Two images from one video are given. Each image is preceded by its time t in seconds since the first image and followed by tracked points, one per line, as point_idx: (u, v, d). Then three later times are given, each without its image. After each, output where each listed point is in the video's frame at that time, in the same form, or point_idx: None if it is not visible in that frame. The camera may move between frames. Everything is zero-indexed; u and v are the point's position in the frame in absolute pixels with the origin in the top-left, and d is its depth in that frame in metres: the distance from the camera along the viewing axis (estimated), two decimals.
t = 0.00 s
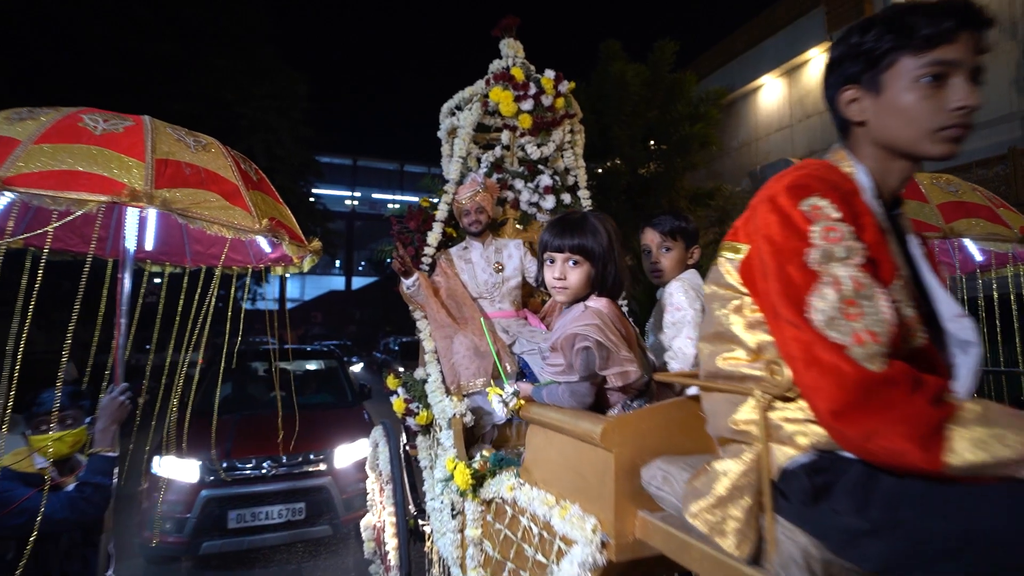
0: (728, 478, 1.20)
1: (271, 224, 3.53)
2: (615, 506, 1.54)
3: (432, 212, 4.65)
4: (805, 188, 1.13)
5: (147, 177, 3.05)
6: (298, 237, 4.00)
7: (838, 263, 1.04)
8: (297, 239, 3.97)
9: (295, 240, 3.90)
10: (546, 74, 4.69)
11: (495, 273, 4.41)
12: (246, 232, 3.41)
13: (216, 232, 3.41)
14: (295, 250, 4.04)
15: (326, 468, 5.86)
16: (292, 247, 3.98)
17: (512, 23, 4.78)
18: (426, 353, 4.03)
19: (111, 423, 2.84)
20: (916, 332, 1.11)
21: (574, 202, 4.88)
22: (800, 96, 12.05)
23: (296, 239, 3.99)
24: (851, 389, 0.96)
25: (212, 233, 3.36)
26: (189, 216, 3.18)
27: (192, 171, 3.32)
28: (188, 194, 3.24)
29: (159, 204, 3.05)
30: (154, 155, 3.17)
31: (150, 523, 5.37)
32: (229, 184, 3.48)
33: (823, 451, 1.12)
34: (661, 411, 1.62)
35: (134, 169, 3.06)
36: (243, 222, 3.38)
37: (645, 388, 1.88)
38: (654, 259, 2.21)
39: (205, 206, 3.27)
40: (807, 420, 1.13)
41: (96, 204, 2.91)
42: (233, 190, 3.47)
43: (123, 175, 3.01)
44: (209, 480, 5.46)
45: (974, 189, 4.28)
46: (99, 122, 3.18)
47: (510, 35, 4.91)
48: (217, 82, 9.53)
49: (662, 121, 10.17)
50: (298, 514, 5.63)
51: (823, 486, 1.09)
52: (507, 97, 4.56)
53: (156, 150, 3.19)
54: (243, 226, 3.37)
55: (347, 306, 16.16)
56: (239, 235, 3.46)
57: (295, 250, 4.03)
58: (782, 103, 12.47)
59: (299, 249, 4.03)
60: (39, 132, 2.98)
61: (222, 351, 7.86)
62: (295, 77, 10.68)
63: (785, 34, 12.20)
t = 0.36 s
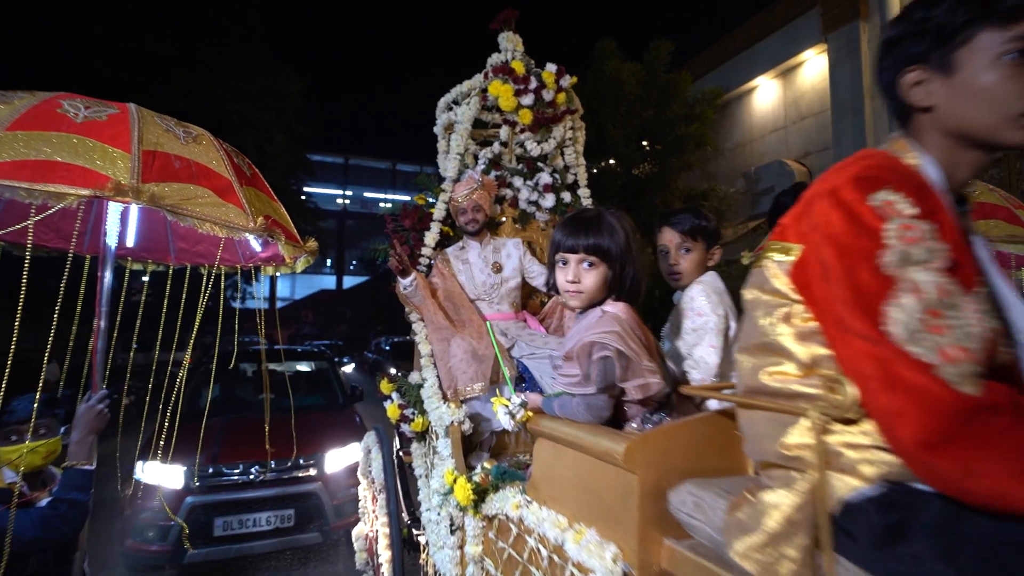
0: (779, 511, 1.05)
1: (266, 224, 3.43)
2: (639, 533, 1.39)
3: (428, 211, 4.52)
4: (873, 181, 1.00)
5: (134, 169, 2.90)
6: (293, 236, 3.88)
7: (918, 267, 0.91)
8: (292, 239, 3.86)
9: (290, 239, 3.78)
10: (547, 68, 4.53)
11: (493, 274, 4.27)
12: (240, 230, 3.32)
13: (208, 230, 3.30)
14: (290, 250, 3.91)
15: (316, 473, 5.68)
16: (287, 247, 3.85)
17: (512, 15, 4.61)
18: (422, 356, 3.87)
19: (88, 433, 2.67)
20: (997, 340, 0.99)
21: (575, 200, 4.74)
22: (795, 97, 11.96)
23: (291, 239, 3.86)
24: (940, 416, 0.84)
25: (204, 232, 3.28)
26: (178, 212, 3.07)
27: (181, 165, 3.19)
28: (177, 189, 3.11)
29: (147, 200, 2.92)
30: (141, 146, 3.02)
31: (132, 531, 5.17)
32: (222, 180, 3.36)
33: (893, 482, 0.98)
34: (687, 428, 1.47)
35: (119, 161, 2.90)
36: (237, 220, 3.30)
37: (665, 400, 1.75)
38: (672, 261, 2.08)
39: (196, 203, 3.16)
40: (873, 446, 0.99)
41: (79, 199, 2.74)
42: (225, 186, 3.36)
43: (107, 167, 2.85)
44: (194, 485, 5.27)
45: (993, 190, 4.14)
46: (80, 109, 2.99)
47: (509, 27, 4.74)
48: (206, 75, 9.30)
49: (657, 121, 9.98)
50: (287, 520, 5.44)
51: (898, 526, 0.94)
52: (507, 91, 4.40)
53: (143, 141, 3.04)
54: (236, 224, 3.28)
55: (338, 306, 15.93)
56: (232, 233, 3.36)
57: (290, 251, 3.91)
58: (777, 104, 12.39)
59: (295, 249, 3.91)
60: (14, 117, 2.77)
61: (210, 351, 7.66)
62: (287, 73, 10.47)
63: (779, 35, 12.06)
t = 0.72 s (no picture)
0: (863, 548, 0.91)
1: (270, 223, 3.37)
2: (680, 563, 1.24)
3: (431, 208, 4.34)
4: (979, 169, 0.93)
5: (131, 163, 2.76)
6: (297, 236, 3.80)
7: None
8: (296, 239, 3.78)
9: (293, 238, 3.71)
10: (555, 60, 4.37)
11: (499, 273, 4.14)
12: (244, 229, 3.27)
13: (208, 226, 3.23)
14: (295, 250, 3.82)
15: (315, 479, 5.52)
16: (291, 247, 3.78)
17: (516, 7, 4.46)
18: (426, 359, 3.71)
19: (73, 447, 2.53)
20: None
21: (582, 198, 4.63)
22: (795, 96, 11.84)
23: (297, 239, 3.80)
24: None
25: (206, 231, 3.22)
26: (179, 210, 2.98)
27: (181, 159, 3.07)
28: (176, 184, 3.00)
29: (145, 195, 2.79)
30: (137, 138, 2.87)
31: (123, 540, 5.00)
32: (223, 174, 3.28)
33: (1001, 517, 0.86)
34: (731, 444, 1.32)
35: (114, 154, 2.75)
36: (241, 219, 3.24)
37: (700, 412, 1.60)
38: (702, 260, 1.94)
39: (196, 199, 3.07)
40: (976, 475, 0.88)
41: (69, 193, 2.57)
42: (227, 181, 3.28)
43: (101, 160, 2.70)
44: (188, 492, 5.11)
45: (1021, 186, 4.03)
46: (70, 95, 2.81)
47: (512, 20, 4.60)
48: (199, 71, 9.07)
49: (657, 119, 9.81)
50: (285, 528, 5.27)
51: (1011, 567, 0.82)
52: (513, 84, 4.26)
53: (139, 132, 2.89)
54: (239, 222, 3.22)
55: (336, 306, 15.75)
56: (234, 231, 3.32)
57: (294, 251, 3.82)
58: (777, 103, 12.27)
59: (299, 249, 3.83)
60: None
61: (204, 353, 7.48)
62: (283, 70, 10.28)
63: (779, 34, 11.94)
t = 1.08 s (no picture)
0: None
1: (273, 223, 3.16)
2: None
3: (428, 205, 4.18)
4: None
5: (122, 155, 2.58)
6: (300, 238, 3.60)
7: None
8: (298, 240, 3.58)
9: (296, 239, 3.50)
10: (558, 52, 4.22)
11: (499, 273, 3.99)
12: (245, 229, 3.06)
13: (205, 226, 3.03)
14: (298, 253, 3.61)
15: (306, 485, 5.35)
16: (293, 249, 3.56)
17: None
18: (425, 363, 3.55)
19: (50, 459, 2.47)
20: None
21: (584, 195, 4.50)
22: (789, 96, 11.76)
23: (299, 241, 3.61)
24: None
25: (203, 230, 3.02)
26: (175, 208, 2.82)
27: (176, 152, 2.87)
28: (170, 178, 2.81)
29: (137, 190, 2.61)
30: (129, 127, 2.67)
31: (105, 550, 4.81)
32: (220, 169, 3.05)
33: None
34: (782, 465, 1.18)
35: (104, 144, 2.57)
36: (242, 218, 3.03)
37: (737, 424, 1.46)
38: (730, 259, 1.78)
39: (192, 194, 2.88)
40: None
41: (53, 187, 2.41)
42: (226, 178, 3.06)
43: (90, 152, 2.51)
44: (173, 500, 4.93)
45: None
46: (53, 79, 2.59)
47: (512, 12, 4.47)
48: (190, 67, 8.90)
49: (652, 118, 9.71)
50: (275, 537, 5.10)
51: None
52: (515, 76, 4.10)
53: (131, 121, 2.69)
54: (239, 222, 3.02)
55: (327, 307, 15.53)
56: (233, 231, 3.12)
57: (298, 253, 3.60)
58: (771, 103, 12.21)
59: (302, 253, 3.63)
60: None
61: (192, 355, 7.26)
62: (273, 65, 10.07)
63: (775, 33, 11.84)
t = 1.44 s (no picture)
0: None
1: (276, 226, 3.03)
2: None
3: (426, 203, 4.02)
4: None
5: (115, 151, 2.41)
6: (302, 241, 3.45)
7: None
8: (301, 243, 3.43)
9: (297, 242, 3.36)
10: (561, 44, 4.09)
11: (500, 273, 3.87)
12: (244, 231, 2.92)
13: (204, 226, 2.88)
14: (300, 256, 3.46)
15: (299, 491, 5.20)
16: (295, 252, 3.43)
17: None
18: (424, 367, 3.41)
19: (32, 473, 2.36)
20: None
21: (586, 194, 4.39)
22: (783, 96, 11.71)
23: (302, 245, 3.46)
24: None
25: (202, 232, 2.88)
26: (173, 208, 2.65)
27: (174, 148, 2.71)
28: (167, 175, 2.65)
29: (131, 189, 2.45)
30: (124, 120, 2.51)
31: (91, 560, 4.64)
32: (221, 167, 2.91)
33: None
34: (835, 490, 1.06)
35: (96, 137, 2.40)
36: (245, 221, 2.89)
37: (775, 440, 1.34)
38: (758, 260, 1.65)
39: (189, 194, 2.71)
40: None
41: (40, 183, 2.22)
42: (227, 176, 2.93)
43: (81, 146, 2.34)
44: (162, 507, 4.76)
45: None
46: (41, 65, 2.41)
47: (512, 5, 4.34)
48: (190, 67, 8.81)
49: (650, 118, 9.61)
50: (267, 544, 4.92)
51: None
52: (517, 69, 3.97)
53: (126, 114, 2.53)
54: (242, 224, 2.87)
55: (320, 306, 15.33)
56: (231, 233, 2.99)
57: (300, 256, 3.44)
58: (766, 103, 12.15)
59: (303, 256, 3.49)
60: None
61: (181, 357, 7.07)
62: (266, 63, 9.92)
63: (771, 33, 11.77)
